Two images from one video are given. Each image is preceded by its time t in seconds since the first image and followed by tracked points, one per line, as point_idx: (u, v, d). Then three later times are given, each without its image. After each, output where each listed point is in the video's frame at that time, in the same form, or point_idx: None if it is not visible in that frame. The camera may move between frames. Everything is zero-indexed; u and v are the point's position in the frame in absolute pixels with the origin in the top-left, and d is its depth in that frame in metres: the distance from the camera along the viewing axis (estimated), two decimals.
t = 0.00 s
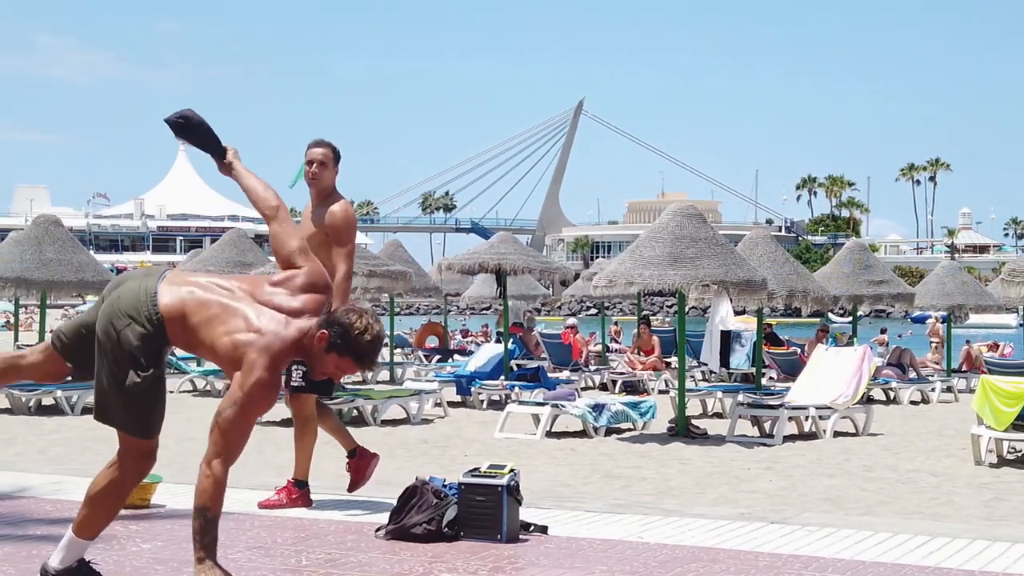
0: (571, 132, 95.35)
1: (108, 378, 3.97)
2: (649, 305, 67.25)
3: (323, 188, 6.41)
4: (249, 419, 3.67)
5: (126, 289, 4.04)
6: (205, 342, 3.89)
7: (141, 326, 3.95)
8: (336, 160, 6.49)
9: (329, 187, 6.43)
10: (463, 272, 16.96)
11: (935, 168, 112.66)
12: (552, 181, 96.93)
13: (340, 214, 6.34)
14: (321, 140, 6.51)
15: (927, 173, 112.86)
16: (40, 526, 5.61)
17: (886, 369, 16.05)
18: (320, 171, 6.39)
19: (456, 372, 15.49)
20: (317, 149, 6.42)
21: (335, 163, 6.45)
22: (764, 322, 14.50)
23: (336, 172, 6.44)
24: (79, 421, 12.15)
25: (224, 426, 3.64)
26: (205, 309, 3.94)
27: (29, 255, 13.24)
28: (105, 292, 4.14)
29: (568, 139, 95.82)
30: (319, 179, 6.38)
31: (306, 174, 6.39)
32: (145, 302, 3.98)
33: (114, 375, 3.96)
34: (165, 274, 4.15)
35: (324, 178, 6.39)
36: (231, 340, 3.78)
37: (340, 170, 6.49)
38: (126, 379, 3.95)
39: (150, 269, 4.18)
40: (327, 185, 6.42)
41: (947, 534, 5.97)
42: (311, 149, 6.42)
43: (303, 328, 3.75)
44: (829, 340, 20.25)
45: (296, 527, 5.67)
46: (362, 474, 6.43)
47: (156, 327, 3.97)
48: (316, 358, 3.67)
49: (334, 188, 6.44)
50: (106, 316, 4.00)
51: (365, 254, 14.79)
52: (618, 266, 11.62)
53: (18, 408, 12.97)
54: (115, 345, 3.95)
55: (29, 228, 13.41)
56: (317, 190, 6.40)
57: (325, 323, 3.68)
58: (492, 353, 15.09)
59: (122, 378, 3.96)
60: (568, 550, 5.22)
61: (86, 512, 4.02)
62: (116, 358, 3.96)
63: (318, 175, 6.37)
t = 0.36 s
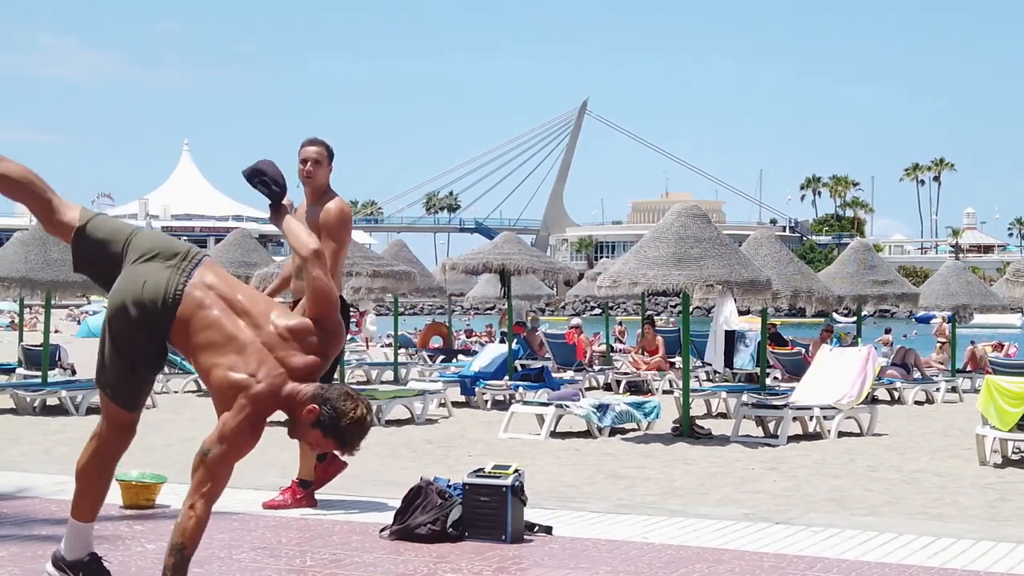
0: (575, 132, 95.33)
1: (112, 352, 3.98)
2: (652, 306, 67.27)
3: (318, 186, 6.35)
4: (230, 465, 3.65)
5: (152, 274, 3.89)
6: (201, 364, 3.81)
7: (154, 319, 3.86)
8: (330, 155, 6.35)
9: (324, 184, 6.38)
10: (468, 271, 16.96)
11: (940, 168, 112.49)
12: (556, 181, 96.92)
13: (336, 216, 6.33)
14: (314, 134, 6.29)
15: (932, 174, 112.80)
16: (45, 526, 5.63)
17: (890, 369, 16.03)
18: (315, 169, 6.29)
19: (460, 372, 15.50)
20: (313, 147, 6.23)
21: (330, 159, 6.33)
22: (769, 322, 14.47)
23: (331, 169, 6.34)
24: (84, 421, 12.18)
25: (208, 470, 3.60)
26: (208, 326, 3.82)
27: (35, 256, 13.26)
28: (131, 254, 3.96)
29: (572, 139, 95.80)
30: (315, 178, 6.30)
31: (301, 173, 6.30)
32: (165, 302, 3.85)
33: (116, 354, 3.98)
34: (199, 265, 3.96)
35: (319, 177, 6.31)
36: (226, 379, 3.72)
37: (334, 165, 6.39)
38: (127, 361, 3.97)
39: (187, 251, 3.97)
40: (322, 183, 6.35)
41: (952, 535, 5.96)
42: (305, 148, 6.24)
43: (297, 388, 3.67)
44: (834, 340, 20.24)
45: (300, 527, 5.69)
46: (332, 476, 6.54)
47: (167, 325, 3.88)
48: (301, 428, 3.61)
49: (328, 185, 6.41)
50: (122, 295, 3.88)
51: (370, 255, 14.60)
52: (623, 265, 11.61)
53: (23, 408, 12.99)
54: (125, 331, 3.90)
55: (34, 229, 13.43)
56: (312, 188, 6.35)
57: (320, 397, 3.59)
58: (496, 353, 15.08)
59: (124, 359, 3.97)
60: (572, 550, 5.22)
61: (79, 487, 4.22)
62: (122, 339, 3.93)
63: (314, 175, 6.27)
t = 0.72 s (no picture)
0: (579, 132, 95.32)
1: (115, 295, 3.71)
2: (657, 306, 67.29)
3: (315, 185, 6.39)
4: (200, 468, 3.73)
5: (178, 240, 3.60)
6: (191, 362, 3.60)
7: (160, 285, 3.57)
8: (327, 154, 6.41)
9: (320, 182, 6.42)
10: (472, 271, 16.96)
11: (944, 167, 112.39)
12: (560, 181, 96.92)
13: (333, 212, 6.34)
14: (310, 133, 6.37)
15: (936, 174, 112.72)
16: (51, 526, 5.63)
17: (895, 369, 16.01)
18: (313, 168, 6.34)
19: (464, 372, 15.50)
20: (309, 146, 6.30)
21: (326, 158, 6.39)
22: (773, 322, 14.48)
23: (328, 168, 6.40)
24: (88, 421, 12.20)
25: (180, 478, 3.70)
26: (213, 327, 3.58)
27: (39, 256, 13.28)
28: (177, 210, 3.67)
29: (577, 139, 95.82)
30: (312, 177, 6.34)
31: (298, 172, 6.35)
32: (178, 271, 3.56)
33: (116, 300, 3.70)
34: (234, 252, 3.66)
35: (316, 175, 6.36)
36: (210, 393, 3.61)
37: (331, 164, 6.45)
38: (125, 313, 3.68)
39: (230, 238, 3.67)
40: (319, 181, 6.40)
41: (956, 535, 5.95)
42: (302, 147, 6.30)
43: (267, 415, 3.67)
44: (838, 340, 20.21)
45: (304, 527, 5.69)
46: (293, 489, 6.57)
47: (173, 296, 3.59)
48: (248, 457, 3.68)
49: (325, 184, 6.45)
50: (146, 249, 3.61)
51: (374, 255, 14.68)
52: (627, 265, 11.61)
53: (28, 408, 13.01)
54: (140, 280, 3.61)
55: (39, 229, 13.45)
56: (309, 187, 6.39)
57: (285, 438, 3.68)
58: (501, 353, 15.08)
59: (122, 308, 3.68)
60: (577, 550, 5.23)
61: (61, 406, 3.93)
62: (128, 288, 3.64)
63: (312, 174, 6.32)
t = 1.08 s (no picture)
0: (584, 132, 95.33)
1: (146, 227, 3.43)
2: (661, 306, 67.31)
3: (315, 186, 6.38)
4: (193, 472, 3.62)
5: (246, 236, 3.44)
6: (189, 366, 3.50)
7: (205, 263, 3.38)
8: (325, 155, 6.39)
9: (320, 183, 6.40)
10: (477, 271, 16.96)
11: (949, 167, 112.34)
12: (565, 181, 96.95)
13: (335, 212, 6.33)
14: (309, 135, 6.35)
15: (940, 174, 112.67)
16: (56, 526, 5.65)
17: (899, 369, 15.99)
18: (313, 169, 6.31)
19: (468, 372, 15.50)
20: (308, 147, 6.28)
21: (325, 158, 6.37)
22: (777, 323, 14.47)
23: (328, 168, 6.38)
24: (93, 421, 12.22)
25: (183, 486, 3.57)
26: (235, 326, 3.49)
27: (44, 256, 13.30)
28: (252, 198, 3.54)
29: (581, 139, 95.85)
30: (313, 178, 6.32)
31: (298, 174, 6.32)
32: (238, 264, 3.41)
33: (145, 234, 3.42)
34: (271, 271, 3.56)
35: (317, 176, 6.34)
36: (217, 397, 3.53)
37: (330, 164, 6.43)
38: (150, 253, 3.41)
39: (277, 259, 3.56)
40: (319, 181, 6.38)
41: (961, 536, 5.95)
42: (301, 148, 6.29)
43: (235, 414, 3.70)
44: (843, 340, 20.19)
45: (309, 528, 5.70)
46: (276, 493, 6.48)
47: (196, 279, 3.43)
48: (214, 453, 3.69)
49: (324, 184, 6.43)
50: (209, 215, 3.41)
51: (378, 255, 14.66)
52: (631, 266, 11.60)
53: (32, 408, 13.04)
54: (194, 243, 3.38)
55: (44, 229, 13.47)
56: (309, 188, 6.37)
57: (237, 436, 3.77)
58: (505, 353, 15.09)
59: (146, 245, 3.42)
60: (581, 551, 5.23)
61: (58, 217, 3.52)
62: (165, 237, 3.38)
63: (313, 175, 6.29)
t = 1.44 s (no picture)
0: (588, 135, 95.36)
1: (223, 162, 3.18)
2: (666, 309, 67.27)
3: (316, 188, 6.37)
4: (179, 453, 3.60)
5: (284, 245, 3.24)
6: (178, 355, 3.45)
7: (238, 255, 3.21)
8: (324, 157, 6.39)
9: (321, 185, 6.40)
10: (481, 274, 16.96)
11: (954, 170, 112.26)
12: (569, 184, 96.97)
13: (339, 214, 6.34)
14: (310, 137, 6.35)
15: (945, 177, 112.56)
16: (61, 529, 5.64)
17: (904, 372, 15.96)
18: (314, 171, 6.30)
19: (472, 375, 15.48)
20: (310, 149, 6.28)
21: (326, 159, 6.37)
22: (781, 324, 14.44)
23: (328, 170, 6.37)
24: (97, 424, 12.22)
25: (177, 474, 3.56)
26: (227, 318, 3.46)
27: (49, 258, 13.30)
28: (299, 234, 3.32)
29: (586, 142, 95.87)
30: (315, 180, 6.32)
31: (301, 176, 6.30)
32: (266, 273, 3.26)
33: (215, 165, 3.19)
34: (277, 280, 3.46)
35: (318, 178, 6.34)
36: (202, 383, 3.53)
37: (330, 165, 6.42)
38: (205, 184, 3.20)
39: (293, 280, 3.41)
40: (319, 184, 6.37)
41: (967, 540, 5.93)
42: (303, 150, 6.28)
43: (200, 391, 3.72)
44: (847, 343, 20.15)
45: (314, 531, 5.69)
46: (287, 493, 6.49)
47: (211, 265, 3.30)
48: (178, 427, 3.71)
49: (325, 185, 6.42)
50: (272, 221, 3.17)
51: (384, 259, 14.67)
52: (635, 269, 11.59)
53: (37, 410, 13.04)
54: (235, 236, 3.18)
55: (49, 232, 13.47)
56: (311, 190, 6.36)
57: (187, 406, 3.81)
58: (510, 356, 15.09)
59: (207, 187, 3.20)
60: (586, 554, 5.22)
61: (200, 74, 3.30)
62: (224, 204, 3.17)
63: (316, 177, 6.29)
